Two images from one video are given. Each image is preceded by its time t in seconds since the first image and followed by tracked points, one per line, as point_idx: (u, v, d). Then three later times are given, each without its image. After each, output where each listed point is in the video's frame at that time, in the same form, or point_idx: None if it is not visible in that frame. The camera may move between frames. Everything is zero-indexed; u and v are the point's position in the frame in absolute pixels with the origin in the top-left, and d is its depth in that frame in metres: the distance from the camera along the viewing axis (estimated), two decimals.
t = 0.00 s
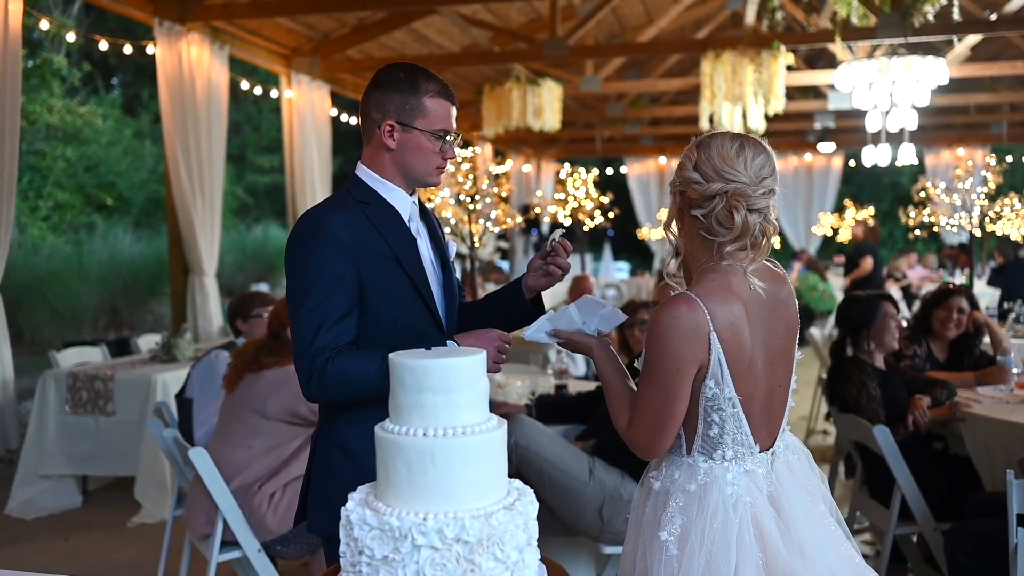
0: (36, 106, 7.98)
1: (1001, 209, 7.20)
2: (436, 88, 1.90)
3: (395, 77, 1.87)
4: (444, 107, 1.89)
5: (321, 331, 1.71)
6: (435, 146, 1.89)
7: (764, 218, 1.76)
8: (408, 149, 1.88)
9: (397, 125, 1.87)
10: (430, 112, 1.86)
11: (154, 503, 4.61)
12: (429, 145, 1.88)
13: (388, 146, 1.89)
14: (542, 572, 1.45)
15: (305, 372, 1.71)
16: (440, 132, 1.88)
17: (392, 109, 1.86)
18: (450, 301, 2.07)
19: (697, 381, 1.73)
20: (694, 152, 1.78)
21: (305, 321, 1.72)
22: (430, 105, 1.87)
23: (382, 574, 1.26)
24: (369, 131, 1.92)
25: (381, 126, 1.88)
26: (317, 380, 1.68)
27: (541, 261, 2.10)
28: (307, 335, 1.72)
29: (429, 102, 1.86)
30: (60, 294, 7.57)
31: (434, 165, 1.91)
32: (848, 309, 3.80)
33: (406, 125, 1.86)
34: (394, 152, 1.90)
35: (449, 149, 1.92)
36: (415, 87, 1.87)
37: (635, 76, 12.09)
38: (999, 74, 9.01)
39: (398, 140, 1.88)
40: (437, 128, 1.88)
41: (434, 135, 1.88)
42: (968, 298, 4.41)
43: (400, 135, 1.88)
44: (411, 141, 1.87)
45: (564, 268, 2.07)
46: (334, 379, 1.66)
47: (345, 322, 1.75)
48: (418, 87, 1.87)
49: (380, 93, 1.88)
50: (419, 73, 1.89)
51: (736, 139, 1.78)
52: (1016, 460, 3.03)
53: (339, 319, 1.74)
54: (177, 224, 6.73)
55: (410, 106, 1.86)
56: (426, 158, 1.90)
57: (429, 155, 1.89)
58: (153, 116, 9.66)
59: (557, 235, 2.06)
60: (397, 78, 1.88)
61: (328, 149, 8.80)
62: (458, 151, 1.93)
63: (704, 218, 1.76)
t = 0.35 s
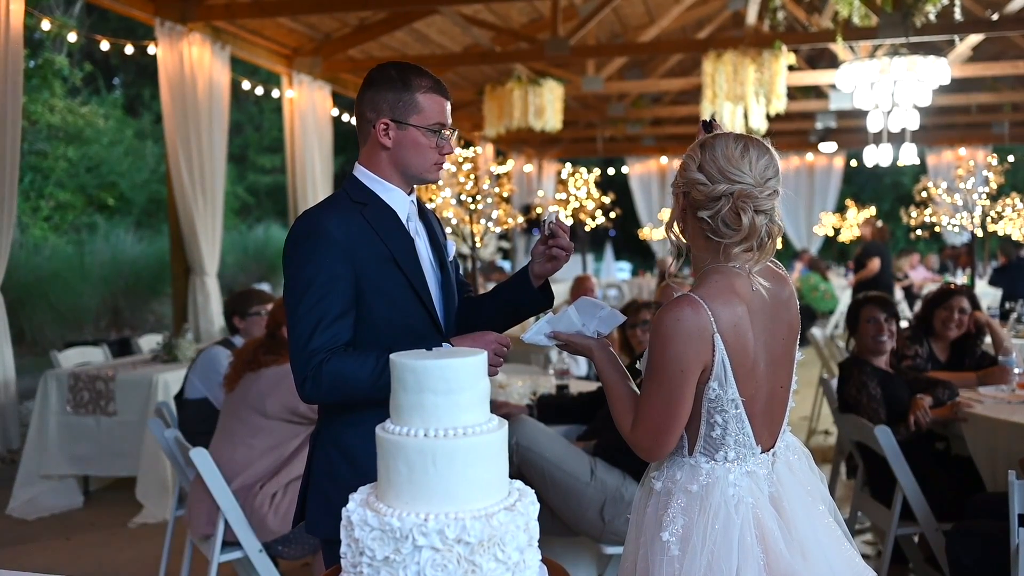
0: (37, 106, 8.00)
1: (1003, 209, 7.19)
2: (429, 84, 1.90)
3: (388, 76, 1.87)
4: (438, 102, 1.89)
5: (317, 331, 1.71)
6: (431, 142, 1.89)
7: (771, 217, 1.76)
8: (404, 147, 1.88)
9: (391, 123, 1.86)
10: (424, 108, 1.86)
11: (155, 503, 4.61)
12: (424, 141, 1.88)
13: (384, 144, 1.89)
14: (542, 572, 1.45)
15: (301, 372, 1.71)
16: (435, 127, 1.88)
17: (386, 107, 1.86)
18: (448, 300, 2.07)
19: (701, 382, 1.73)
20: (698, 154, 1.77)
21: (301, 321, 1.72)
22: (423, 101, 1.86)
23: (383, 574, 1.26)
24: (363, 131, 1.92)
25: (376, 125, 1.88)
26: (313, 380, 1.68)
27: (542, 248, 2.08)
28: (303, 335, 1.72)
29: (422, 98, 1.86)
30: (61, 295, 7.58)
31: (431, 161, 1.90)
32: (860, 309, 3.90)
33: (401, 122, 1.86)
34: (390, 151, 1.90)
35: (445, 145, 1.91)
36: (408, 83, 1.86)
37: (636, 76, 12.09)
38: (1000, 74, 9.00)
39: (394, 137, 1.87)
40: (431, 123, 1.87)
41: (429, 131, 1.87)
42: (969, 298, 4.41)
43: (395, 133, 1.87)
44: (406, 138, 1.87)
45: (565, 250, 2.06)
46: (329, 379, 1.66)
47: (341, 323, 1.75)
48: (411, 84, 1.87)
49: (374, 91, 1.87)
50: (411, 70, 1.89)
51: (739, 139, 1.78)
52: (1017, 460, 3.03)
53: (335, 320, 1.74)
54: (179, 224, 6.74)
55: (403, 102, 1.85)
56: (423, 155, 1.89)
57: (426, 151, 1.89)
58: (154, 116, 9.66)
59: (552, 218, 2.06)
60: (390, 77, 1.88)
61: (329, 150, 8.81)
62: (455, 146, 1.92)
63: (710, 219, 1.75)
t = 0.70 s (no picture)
0: (37, 107, 8.00)
1: (1003, 210, 7.19)
2: (428, 83, 1.90)
3: (387, 77, 1.88)
4: (438, 101, 1.90)
5: (310, 330, 1.71)
6: (431, 141, 1.89)
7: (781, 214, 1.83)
8: (404, 146, 1.88)
9: (392, 123, 1.87)
10: (423, 107, 1.87)
11: (155, 504, 4.61)
12: (425, 139, 1.88)
13: (385, 144, 1.89)
14: (542, 572, 1.45)
15: (294, 369, 1.71)
16: (434, 125, 1.88)
17: (385, 107, 1.86)
18: (449, 300, 2.06)
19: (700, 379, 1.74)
20: (702, 156, 1.79)
21: (296, 320, 1.73)
22: (422, 100, 1.87)
23: (382, 574, 1.26)
24: (364, 132, 1.92)
25: (377, 126, 1.88)
26: (305, 378, 1.68)
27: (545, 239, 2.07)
28: (297, 333, 1.72)
29: (421, 97, 1.87)
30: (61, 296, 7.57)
31: (431, 159, 1.90)
32: (861, 308, 3.92)
33: (401, 122, 1.86)
34: (392, 151, 1.90)
35: (445, 144, 1.91)
36: (408, 83, 1.87)
37: (636, 77, 12.10)
38: (1000, 74, 9.01)
39: (394, 137, 1.88)
40: (430, 122, 1.88)
41: (428, 130, 1.88)
42: (968, 298, 4.41)
43: (396, 133, 1.88)
44: (407, 137, 1.87)
45: (569, 239, 2.05)
46: (322, 378, 1.66)
47: (336, 321, 1.74)
48: (410, 84, 1.88)
49: (374, 92, 1.88)
50: (410, 70, 1.90)
51: (735, 140, 1.84)
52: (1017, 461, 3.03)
53: (330, 319, 1.73)
54: (178, 225, 6.73)
55: (403, 102, 1.86)
56: (423, 154, 1.89)
57: (427, 149, 1.89)
58: (154, 117, 9.67)
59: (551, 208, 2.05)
60: (389, 77, 1.88)
61: (329, 151, 8.81)
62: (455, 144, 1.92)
63: (734, 223, 1.77)
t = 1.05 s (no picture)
0: (37, 106, 8.01)
1: (1003, 210, 7.19)
2: (438, 83, 1.93)
3: (401, 76, 1.89)
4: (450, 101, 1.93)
5: (318, 330, 1.71)
6: (444, 140, 1.91)
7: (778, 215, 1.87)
8: (420, 145, 1.89)
9: (409, 122, 1.87)
10: (438, 107, 1.89)
11: (155, 503, 4.61)
12: (440, 138, 1.90)
13: (399, 143, 1.89)
14: (542, 570, 1.45)
15: (300, 368, 1.71)
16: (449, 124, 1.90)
17: (402, 105, 1.87)
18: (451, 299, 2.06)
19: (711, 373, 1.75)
20: (706, 154, 1.80)
21: (303, 318, 1.72)
22: (437, 99, 1.89)
23: (383, 572, 1.27)
24: (375, 131, 1.91)
25: (392, 125, 1.88)
26: (313, 376, 1.68)
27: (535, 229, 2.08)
28: (304, 332, 1.72)
29: (437, 96, 1.89)
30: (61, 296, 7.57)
31: (444, 158, 1.92)
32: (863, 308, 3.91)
33: (418, 120, 1.87)
34: (406, 150, 1.90)
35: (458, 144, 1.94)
36: (421, 83, 1.89)
37: (635, 77, 12.10)
38: (1000, 74, 9.01)
39: (411, 136, 1.88)
40: (443, 121, 1.90)
41: (443, 129, 1.90)
42: (968, 299, 4.41)
43: (412, 132, 1.88)
44: (424, 136, 1.89)
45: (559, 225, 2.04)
46: (330, 377, 1.67)
47: (343, 321, 1.74)
48: (423, 83, 1.89)
49: (387, 91, 1.88)
50: (422, 71, 1.92)
51: (735, 140, 1.86)
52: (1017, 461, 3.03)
53: (336, 318, 1.73)
54: (178, 224, 6.73)
55: (419, 101, 1.87)
56: (437, 153, 1.91)
57: (441, 148, 1.91)
58: (154, 116, 9.68)
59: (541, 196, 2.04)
60: (402, 77, 1.89)
61: (329, 150, 8.81)
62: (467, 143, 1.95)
63: (735, 222, 1.80)
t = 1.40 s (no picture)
0: (38, 106, 8.06)
1: (1003, 209, 7.18)
2: (448, 84, 1.95)
3: (416, 76, 1.89)
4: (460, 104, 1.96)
5: (341, 332, 1.69)
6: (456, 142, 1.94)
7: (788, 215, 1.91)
8: (434, 146, 1.91)
9: (425, 123, 1.89)
10: (451, 109, 1.91)
11: (156, 503, 4.62)
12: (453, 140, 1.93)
13: (414, 143, 1.90)
14: (544, 569, 1.45)
15: (323, 369, 1.69)
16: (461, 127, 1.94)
17: (420, 106, 1.88)
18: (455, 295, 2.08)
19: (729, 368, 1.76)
20: (728, 151, 1.83)
21: (326, 320, 1.70)
22: (451, 102, 1.92)
23: (385, 571, 1.27)
24: (388, 130, 1.90)
25: (408, 125, 1.88)
26: (338, 377, 1.67)
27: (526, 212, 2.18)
28: (326, 335, 1.69)
29: (450, 98, 1.92)
30: (63, 295, 7.59)
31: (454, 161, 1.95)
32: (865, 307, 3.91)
33: (434, 122, 1.89)
34: (420, 150, 1.91)
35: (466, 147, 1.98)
36: (436, 85, 1.90)
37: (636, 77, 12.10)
38: (1001, 74, 9.00)
39: (426, 137, 1.89)
40: (456, 123, 1.93)
41: (455, 130, 1.93)
42: (970, 298, 4.41)
43: (428, 132, 1.89)
44: (438, 138, 1.90)
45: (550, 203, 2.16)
46: (357, 379, 1.66)
47: (364, 323, 1.73)
48: (438, 85, 1.91)
49: (404, 91, 1.88)
50: (434, 72, 1.93)
51: (751, 140, 1.90)
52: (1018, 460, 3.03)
53: (357, 321, 1.72)
54: (180, 224, 6.73)
55: (436, 103, 1.89)
56: (448, 154, 1.94)
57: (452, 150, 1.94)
58: (155, 116, 9.70)
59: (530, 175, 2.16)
60: (418, 77, 1.89)
61: (330, 150, 8.81)
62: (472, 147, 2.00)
63: (753, 219, 1.83)
